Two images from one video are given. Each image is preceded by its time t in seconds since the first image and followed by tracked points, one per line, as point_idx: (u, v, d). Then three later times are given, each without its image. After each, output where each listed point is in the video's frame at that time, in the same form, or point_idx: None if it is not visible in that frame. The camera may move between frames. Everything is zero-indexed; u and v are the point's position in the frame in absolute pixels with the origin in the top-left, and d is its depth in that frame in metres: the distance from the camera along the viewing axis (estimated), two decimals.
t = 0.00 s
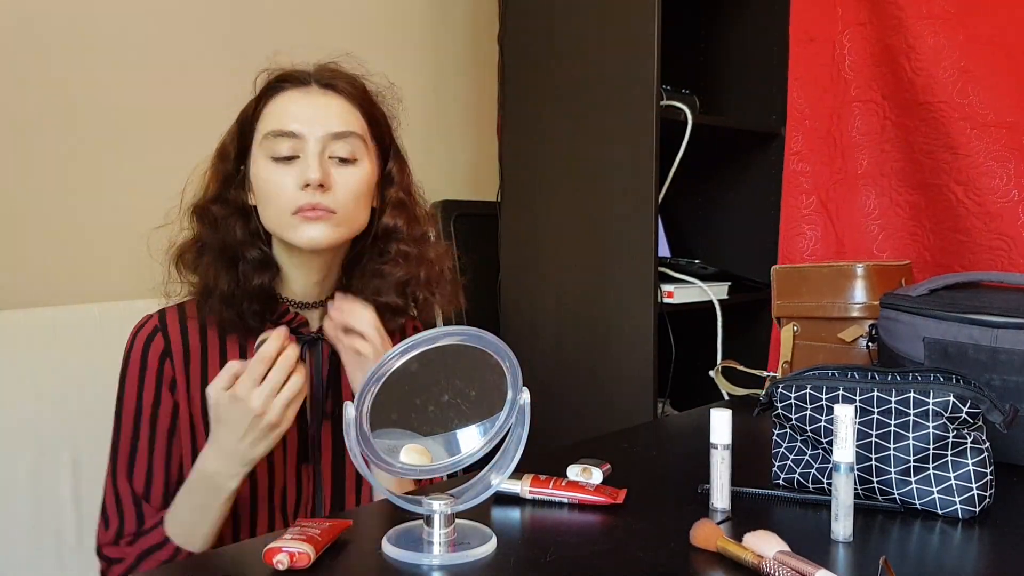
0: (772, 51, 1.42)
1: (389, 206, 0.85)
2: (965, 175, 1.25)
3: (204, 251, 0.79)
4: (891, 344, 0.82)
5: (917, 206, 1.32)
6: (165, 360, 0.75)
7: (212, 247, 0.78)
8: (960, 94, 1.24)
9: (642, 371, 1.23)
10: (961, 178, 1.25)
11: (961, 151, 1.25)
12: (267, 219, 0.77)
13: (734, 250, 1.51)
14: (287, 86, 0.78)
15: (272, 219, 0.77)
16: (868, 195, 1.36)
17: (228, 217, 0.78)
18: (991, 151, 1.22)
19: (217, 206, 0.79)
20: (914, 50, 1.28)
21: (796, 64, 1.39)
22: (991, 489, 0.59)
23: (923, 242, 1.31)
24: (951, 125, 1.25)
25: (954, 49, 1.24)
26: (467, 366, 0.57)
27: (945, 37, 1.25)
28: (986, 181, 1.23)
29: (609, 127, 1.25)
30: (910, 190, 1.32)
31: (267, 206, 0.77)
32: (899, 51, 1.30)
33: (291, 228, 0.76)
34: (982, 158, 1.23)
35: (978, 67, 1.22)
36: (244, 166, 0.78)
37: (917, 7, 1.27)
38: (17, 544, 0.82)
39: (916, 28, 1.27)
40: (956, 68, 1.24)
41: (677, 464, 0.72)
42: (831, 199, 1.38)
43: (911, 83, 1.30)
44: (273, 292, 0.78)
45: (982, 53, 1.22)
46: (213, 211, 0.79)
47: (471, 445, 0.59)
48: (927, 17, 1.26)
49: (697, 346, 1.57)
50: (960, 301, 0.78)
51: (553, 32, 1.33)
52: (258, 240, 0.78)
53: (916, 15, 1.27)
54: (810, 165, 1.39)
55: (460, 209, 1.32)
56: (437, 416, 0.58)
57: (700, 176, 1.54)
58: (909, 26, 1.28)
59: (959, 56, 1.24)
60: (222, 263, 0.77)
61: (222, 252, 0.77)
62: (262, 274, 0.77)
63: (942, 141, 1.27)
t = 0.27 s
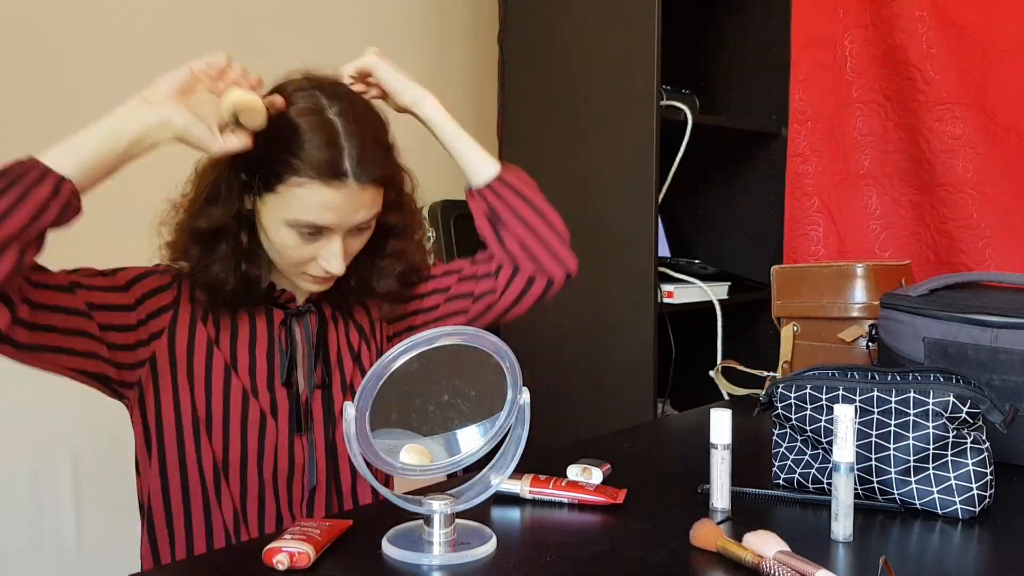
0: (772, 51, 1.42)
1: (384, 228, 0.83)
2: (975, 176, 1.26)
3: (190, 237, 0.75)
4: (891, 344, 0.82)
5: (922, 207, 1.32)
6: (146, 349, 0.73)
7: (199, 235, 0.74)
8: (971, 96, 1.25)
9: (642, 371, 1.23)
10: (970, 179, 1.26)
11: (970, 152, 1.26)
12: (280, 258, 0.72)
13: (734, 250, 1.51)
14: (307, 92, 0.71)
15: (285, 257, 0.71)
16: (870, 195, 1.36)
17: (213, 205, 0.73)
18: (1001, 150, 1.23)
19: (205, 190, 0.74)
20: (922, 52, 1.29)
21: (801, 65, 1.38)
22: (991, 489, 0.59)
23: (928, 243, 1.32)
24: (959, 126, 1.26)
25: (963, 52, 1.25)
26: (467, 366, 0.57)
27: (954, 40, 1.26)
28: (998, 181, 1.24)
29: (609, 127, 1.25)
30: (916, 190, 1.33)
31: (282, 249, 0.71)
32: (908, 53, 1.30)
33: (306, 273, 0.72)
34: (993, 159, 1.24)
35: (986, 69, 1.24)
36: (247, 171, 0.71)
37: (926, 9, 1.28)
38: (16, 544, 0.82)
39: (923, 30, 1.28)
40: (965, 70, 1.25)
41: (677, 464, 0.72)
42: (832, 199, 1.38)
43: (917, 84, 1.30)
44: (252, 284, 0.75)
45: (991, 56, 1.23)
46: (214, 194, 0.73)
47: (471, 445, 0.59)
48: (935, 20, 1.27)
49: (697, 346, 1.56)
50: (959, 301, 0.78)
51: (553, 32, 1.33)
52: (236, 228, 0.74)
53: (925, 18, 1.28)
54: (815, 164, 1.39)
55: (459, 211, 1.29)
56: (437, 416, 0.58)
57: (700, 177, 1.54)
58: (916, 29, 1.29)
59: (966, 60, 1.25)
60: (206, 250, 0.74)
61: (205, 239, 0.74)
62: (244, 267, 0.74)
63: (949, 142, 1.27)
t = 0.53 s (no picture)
0: (771, 51, 1.43)
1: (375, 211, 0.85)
2: (974, 181, 1.24)
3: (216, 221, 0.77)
4: (891, 344, 0.82)
5: (917, 210, 1.31)
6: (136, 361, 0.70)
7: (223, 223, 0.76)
8: (975, 101, 1.23)
9: (642, 371, 1.23)
10: (971, 182, 1.24)
11: (973, 156, 1.24)
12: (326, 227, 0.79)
13: (734, 250, 1.51)
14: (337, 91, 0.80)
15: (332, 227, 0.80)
16: (863, 198, 1.36)
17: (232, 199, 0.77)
18: (1002, 152, 1.21)
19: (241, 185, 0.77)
20: (925, 56, 1.27)
21: (796, 67, 1.40)
22: (991, 489, 0.59)
23: (923, 246, 1.30)
24: (960, 130, 1.25)
25: (966, 54, 1.23)
26: (466, 366, 0.57)
27: (959, 43, 1.24)
28: (999, 186, 1.22)
29: (609, 127, 1.25)
30: (913, 194, 1.31)
31: (332, 220, 0.79)
32: (911, 56, 1.29)
33: (352, 234, 0.82)
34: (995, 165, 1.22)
35: (988, 73, 1.22)
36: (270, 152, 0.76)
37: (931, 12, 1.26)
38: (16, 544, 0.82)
39: (925, 33, 1.27)
40: (971, 75, 1.23)
41: (677, 464, 0.72)
42: (823, 202, 1.39)
43: (918, 87, 1.29)
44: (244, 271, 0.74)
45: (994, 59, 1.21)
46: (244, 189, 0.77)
47: (471, 445, 0.59)
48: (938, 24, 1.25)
49: (697, 346, 1.57)
50: (959, 301, 0.78)
51: (553, 33, 1.33)
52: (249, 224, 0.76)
53: (931, 21, 1.26)
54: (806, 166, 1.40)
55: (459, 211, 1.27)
56: (437, 416, 0.58)
57: (700, 177, 1.54)
58: (919, 32, 1.27)
59: (969, 64, 1.23)
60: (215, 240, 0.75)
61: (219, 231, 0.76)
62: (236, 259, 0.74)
63: (950, 146, 1.26)
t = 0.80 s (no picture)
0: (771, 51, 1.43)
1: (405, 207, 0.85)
2: (981, 177, 1.26)
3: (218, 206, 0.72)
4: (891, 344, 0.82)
5: (928, 207, 1.34)
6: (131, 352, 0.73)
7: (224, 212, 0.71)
8: (978, 97, 1.25)
9: (642, 371, 1.23)
10: (976, 179, 1.26)
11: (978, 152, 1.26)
12: (304, 220, 0.73)
13: (734, 250, 1.51)
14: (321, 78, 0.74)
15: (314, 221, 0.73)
16: (876, 196, 1.38)
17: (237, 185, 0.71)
18: (1005, 151, 1.24)
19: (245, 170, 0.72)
20: (929, 55, 1.29)
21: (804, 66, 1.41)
22: (991, 489, 0.59)
23: (934, 242, 1.33)
24: (964, 126, 1.27)
25: (969, 52, 1.26)
26: (466, 366, 0.57)
27: (962, 39, 1.26)
28: (1007, 182, 1.24)
29: (609, 127, 1.25)
30: (925, 191, 1.34)
31: (311, 216, 0.73)
32: (916, 54, 1.31)
33: (338, 232, 0.75)
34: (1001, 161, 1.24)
35: (989, 70, 1.24)
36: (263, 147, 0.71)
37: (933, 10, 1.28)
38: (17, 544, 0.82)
39: (928, 31, 1.29)
40: (973, 73, 1.25)
41: (677, 464, 0.72)
42: (836, 200, 1.41)
43: (923, 85, 1.31)
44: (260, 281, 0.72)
45: (994, 57, 1.24)
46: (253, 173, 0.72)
47: (471, 445, 0.59)
48: (940, 23, 1.28)
49: (697, 346, 1.56)
50: (960, 301, 0.78)
51: (552, 33, 1.33)
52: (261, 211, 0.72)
53: (933, 20, 1.28)
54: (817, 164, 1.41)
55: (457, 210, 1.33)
56: (437, 416, 0.58)
57: (700, 177, 1.54)
58: (922, 30, 1.30)
59: (972, 61, 1.25)
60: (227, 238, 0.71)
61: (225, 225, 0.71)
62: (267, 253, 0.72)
63: (957, 143, 1.28)
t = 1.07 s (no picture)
0: (771, 52, 1.43)
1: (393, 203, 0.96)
2: (992, 174, 1.22)
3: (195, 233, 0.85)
4: (891, 344, 0.82)
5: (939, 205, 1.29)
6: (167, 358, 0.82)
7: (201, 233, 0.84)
8: (988, 94, 1.21)
9: (642, 371, 1.23)
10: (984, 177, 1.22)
11: (988, 149, 1.22)
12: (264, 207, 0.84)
13: (734, 250, 1.51)
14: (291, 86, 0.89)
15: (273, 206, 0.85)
16: (885, 194, 1.33)
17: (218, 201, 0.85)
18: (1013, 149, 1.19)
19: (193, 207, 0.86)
20: (936, 52, 1.25)
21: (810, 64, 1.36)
22: (991, 489, 0.59)
23: (946, 241, 1.28)
24: (974, 124, 1.22)
25: (976, 47, 1.21)
26: (467, 366, 0.57)
27: (969, 34, 1.22)
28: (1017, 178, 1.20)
29: (609, 127, 1.25)
30: (936, 189, 1.29)
31: (271, 198, 0.84)
32: (921, 51, 1.27)
33: (295, 217, 0.85)
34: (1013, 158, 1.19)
35: (997, 66, 1.20)
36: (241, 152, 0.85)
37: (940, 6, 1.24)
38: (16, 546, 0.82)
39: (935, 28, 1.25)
40: (981, 70, 1.21)
41: (677, 464, 0.72)
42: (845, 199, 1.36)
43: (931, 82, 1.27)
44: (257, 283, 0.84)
45: (1002, 52, 1.19)
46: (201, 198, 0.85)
47: (471, 445, 0.59)
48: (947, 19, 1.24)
49: (697, 346, 1.56)
50: (960, 301, 0.78)
51: (553, 33, 1.33)
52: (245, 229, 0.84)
53: (941, 15, 1.24)
54: (824, 166, 1.36)
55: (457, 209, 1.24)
56: (437, 415, 0.58)
57: (700, 177, 1.54)
58: (927, 28, 1.26)
59: (980, 57, 1.21)
60: (213, 250, 0.83)
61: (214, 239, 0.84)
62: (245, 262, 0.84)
63: (965, 142, 1.23)
